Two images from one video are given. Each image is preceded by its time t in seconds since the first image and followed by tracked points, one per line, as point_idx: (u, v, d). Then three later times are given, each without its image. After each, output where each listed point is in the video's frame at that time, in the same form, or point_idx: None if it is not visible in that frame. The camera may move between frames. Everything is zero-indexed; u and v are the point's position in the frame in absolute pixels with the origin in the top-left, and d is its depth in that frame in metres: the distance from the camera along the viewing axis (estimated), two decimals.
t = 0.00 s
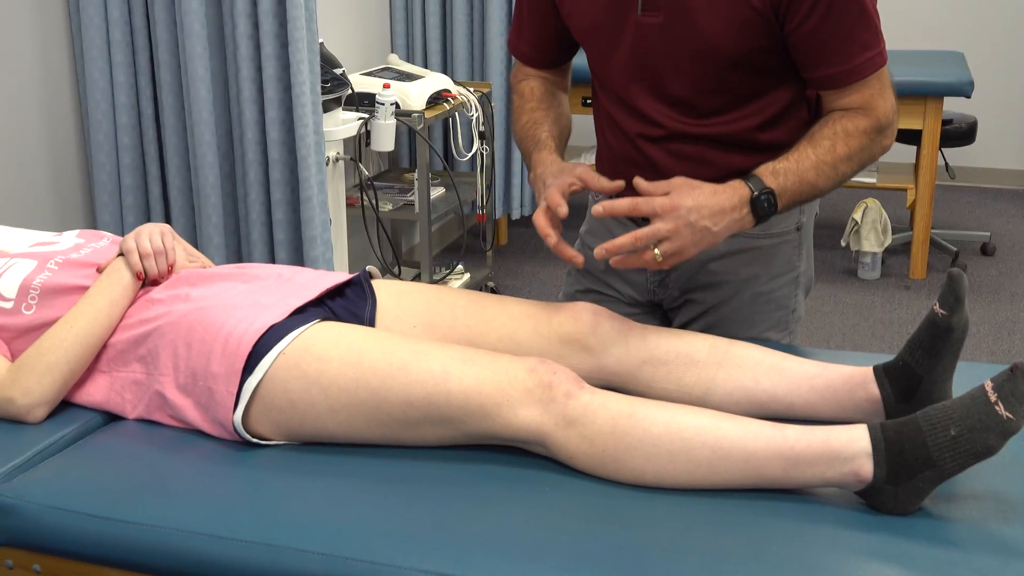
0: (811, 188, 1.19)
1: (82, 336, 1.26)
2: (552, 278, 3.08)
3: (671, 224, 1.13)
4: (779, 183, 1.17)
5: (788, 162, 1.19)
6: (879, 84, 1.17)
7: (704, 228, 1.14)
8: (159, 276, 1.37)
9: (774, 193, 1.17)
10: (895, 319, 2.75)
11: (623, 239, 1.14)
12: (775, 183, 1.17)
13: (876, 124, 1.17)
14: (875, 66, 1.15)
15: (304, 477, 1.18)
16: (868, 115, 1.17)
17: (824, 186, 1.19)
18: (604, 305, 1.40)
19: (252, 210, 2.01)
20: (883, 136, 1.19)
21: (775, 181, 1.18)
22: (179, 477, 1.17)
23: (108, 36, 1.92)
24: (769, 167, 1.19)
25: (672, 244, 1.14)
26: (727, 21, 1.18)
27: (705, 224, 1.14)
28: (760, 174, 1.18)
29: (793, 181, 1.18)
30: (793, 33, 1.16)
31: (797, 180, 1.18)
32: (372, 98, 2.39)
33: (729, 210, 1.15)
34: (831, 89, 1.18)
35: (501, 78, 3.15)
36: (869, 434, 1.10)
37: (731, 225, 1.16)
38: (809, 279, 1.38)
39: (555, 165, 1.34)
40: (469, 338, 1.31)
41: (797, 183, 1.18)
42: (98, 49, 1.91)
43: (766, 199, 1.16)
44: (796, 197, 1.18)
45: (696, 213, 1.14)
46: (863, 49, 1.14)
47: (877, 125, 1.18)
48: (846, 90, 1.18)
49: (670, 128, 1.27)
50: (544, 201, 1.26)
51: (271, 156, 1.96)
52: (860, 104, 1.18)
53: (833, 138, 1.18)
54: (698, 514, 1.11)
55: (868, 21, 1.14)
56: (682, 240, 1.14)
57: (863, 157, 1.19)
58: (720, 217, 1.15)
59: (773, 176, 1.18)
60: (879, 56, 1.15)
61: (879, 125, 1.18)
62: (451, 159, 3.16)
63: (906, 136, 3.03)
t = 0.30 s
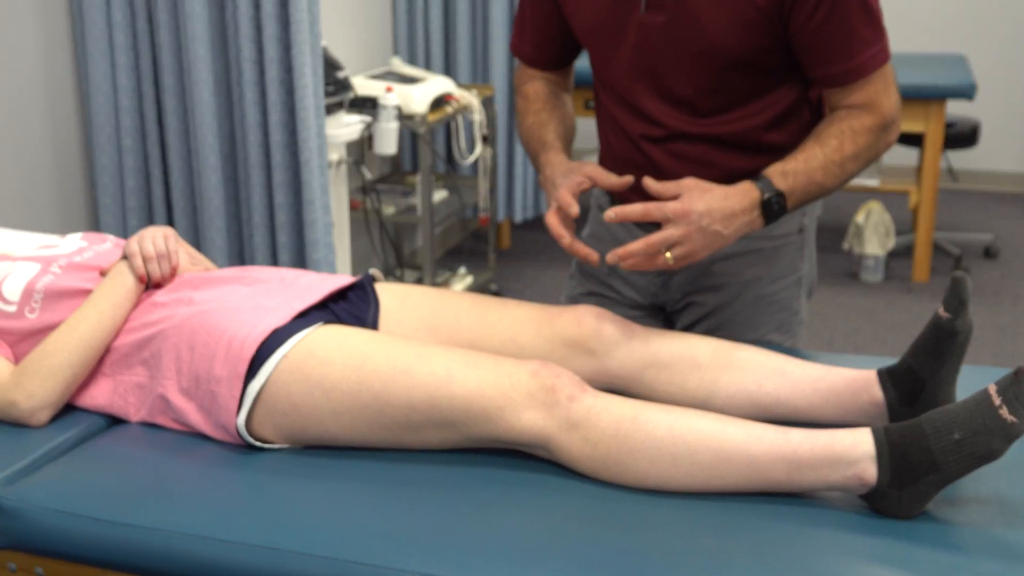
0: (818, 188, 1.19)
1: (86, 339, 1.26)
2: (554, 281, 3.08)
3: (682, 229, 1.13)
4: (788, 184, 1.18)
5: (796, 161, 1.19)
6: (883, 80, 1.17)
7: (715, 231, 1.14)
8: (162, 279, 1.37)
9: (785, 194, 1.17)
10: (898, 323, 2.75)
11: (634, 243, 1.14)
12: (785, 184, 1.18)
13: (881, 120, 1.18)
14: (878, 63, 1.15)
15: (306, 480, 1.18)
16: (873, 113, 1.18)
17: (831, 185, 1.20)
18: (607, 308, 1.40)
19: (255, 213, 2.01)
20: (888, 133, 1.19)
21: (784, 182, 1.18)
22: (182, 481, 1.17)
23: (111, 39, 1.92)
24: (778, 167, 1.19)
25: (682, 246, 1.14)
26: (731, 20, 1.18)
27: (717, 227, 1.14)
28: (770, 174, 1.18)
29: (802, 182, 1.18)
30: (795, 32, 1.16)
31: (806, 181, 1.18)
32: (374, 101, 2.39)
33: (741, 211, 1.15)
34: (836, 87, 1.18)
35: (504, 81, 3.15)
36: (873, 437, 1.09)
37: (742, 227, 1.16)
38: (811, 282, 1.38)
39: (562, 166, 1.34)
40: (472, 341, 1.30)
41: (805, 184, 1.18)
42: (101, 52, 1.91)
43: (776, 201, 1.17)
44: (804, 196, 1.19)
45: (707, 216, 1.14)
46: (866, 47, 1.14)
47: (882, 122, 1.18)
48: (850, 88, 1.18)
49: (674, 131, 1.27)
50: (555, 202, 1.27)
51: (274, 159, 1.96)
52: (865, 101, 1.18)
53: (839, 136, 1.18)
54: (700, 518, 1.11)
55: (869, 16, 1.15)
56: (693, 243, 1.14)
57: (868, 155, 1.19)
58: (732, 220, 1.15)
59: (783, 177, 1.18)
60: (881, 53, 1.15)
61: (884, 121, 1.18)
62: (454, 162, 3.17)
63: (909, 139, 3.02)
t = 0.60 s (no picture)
0: (826, 178, 1.19)
1: (87, 340, 1.26)
2: (556, 282, 3.07)
3: (687, 209, 1.12)
4: (798, 175, 1.17)
5: (807, 152, 1.18)
6: (891, 71, 1.17)
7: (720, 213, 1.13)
8: (163, 281, 1.37)
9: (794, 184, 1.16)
10: (900, 323, 2.75)
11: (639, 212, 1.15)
12: (795, 175, 1.17)
13: (891, 111, 1.17)
14: (885, 56, 1.15)
15: (308, 481, 1.18)
16: (882, 104, 1.17)
17: (838, 176, 1.19)
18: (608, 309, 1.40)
19: (257, 214, 2.01)
20: (896, 125, 1.19)
21: (794, 172, 1.17)
22: (183, 482, 1.17)
23: (112, 41, 1.92)
24: (788, 156, 1.18)
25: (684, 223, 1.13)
26: (735, 18, 1.18)
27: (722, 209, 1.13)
28: (780, 164, 1.17)
29: (811, 172, 1.17)
30: (800, 27, 1.16)
31: (815, 171, 1.17)
32: (375, 102, 2.39)
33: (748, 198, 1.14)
34: (843, 80, 1.18)
35: (505, 82, 3.16)
36: (874, 437, 1.10)
37: (746, 209, 1.15)
38: (814, 280, 1.37)
39: (568, 152, 1.34)
40: (474, 342, 1.30)
41: (814, 175, 1.17)
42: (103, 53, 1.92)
43: (785, 190, 1.15)
44: (812, 185, 1.18)
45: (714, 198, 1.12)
46: (871, 41, 1.14)
47: (891, 114, 1.17)
48: (858, 80, 1.17)
49: (678, 129, 1.27)
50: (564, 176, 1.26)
51: (275, 160, 1.96)
52: (874, 91, 1.17)
53: (850, 127, 1.17)
54: (701, 518, 1.11)
55: (874, 12, 1.15)
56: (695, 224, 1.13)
57: (877, 147, 1.18)
58: (737, 206, 1.14)
59: (793, 167, 1.17)
60: (887, 47, 1.15)
61: (893, 112, 1.17)
62: (455, 163, 3.17)
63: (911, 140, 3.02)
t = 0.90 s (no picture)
0: (828, 188, 1.19)
1: (89, 339, 1.26)
2: (558, 281, 3.07)
3: (699, 236, 1.10)
4: (802, 190, 1.17)
5: (809, 164, 1.18)
6: (888, 77, 1.18)
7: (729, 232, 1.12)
8: (165, 281, 1.37)
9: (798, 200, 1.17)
10: (902, 322, 2.74)
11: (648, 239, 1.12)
12: (800, 190, 1.17)
13: (890, 117, 1.18)
14: (883, 60, 1.16)
15: (311, 481, 1.18)
16: (880, 110, 1.18)
17: (840, 185, 1.20)
18: (611, 308, 1.40)
19: (258, 213, 2.01)
20: (895, 129, 1.19)
21: (798, 187, 1.17)
22: (187, 481, 1.17)
23: (114, 40, 1.92)
24: (792, 171, 1.18)
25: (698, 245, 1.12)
26: (736, 17, 1.19)
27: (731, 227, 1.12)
28: (785, 178, 1.17)
29: (814, 186, 1.18)
30: (802, 28, 1.16)
31: (818, 183, 1.18)
32: (377, 101, 2.39)
33: (753, 212, 1.14)
34: (842, 83, 1.18)
35: (506, 81, 3.15)
36: (876, 435, 1.10)
37: (752, 224, 1.14)
38: (816, 279, 1.37)
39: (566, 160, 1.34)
40: (476, 341, 1.30)
41: (817, 187, 1.18)
42: (104, 52, 1.92)
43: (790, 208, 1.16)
44: (815, 196, 1.19)
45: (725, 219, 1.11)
46: (871, 43, 1.15)
47: (890, 119, 1.18)
48: (855, 84, 1.18)
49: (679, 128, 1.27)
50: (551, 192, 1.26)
51: (277, 160, 1.96)
52: (871, 98, 1.18)
53: (849, 136, 1.18)
54: (703, 517, 1.11)
55: (874, 12, 1.15)
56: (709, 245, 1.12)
57: (877, 152, 1.19)
58: (745, 225, 1.13)
59: (797, 182, 1.17)
60: (886, 49, 1.15)
61: (891, 117, 1.18)
62: (456, 162, 3.17)
63: (913, 138, 3.01)
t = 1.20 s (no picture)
0: (828, 187, 1.20)
1: (89, 341, 1.26)
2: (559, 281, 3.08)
3: (698, 232, 1.10)
4: (801, 189, 1.18)
5: (809, 163, 1.18)
6: (890, 79, 1.18)
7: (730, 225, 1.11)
8: (167, 282, 1.37)
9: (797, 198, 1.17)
10: (902, 321, 2.75)
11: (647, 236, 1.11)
12: (798, 189, 1.17)
13: (891, 118, 1.18)
14: (884, 62, 1.16)
15: (312, 480, 1.18)
16: (882, 111, 1.18)
17: (840, 184, 1.20)
18: (611, 308, 1.40)
19: (259, 214, 2.01)
20: (897, 130, 1.20)
21: (797, 186, 1.18)
22: (189, 482, 1.17)
23: (115, 42, 1.93)
24: (792, 171, 1.18)
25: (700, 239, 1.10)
26: (737, 20, 1.19)
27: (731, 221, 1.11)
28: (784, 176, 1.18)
29: (813, 185, 1.18)
30: (803, 31, 1.17)
31: (817, 182, 1.18)
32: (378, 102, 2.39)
33: (753, 208, 1.13)
34: (844, 86, 1.18)
35: (507, 81, 3.16)
36: (877, 436, 1.10)
37: (751, 220, 1.14)
38: (816, 279, 1.37)
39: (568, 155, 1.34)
40: (477, 341, 1.31)
41: (816, 187, 1.18)
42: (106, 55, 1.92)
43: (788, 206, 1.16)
44: (813, 196, 1.19)
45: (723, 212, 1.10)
46: (873, 46, 1.15)
47: (892, 120, 1.18)
48: (858, 87, 1.19)
49: (679, 130, 1.27)
50: (554, 187, 1.26)
51: (278, 161, 1.97)
52: (872, 100, 1.18)
53: (850, 136, 1.18)
54: (705, 517, 1.11)
55: (876, 16, 1.15)
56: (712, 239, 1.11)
57: (878, 152, 1.20)
58: (743, 222, 1.13)
59: (797, 181, 1.18)
60: (888, 52, 1.16)
61: (893, 119, 1.18)
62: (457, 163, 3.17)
63: (914, 138, 3.02)
